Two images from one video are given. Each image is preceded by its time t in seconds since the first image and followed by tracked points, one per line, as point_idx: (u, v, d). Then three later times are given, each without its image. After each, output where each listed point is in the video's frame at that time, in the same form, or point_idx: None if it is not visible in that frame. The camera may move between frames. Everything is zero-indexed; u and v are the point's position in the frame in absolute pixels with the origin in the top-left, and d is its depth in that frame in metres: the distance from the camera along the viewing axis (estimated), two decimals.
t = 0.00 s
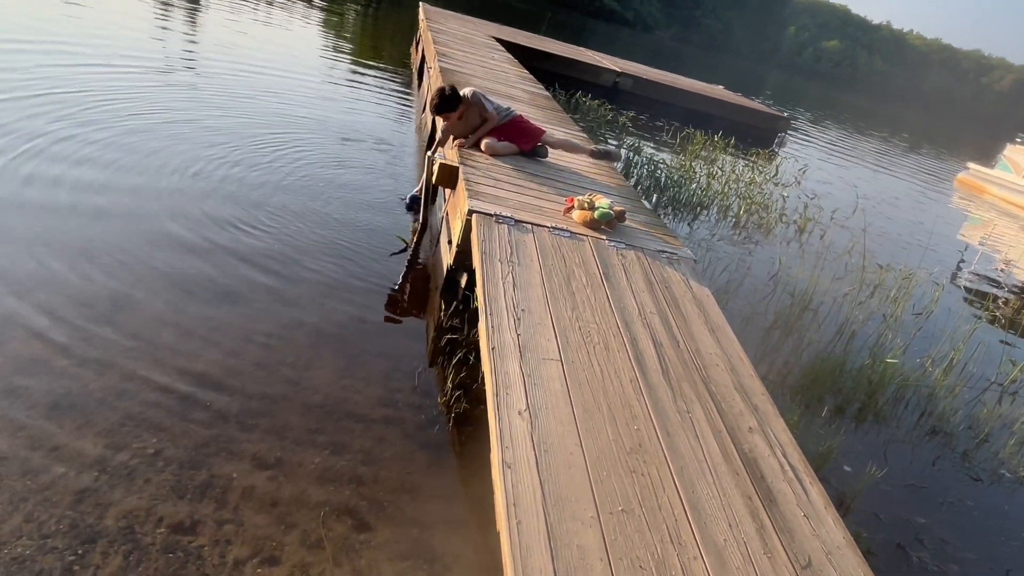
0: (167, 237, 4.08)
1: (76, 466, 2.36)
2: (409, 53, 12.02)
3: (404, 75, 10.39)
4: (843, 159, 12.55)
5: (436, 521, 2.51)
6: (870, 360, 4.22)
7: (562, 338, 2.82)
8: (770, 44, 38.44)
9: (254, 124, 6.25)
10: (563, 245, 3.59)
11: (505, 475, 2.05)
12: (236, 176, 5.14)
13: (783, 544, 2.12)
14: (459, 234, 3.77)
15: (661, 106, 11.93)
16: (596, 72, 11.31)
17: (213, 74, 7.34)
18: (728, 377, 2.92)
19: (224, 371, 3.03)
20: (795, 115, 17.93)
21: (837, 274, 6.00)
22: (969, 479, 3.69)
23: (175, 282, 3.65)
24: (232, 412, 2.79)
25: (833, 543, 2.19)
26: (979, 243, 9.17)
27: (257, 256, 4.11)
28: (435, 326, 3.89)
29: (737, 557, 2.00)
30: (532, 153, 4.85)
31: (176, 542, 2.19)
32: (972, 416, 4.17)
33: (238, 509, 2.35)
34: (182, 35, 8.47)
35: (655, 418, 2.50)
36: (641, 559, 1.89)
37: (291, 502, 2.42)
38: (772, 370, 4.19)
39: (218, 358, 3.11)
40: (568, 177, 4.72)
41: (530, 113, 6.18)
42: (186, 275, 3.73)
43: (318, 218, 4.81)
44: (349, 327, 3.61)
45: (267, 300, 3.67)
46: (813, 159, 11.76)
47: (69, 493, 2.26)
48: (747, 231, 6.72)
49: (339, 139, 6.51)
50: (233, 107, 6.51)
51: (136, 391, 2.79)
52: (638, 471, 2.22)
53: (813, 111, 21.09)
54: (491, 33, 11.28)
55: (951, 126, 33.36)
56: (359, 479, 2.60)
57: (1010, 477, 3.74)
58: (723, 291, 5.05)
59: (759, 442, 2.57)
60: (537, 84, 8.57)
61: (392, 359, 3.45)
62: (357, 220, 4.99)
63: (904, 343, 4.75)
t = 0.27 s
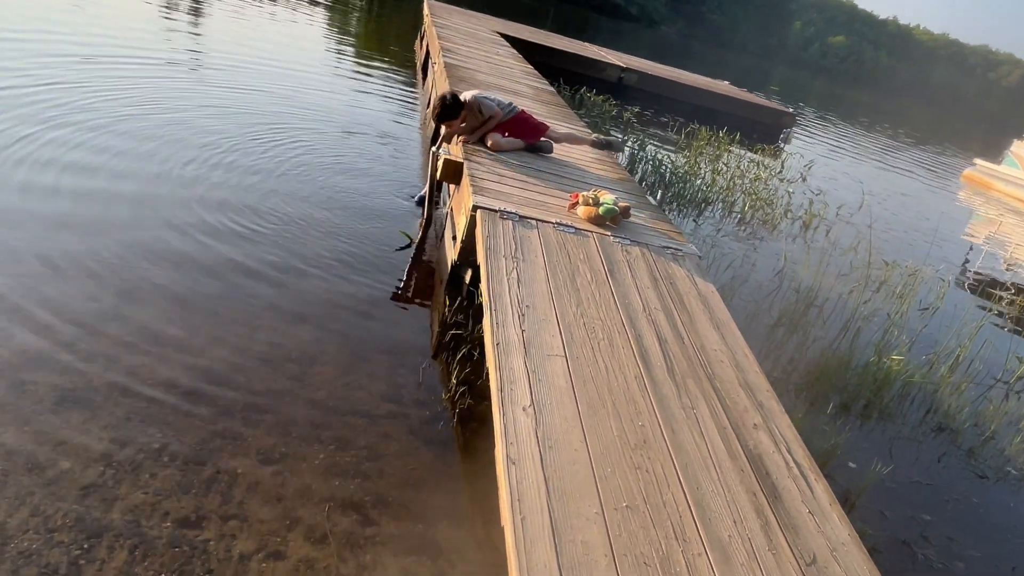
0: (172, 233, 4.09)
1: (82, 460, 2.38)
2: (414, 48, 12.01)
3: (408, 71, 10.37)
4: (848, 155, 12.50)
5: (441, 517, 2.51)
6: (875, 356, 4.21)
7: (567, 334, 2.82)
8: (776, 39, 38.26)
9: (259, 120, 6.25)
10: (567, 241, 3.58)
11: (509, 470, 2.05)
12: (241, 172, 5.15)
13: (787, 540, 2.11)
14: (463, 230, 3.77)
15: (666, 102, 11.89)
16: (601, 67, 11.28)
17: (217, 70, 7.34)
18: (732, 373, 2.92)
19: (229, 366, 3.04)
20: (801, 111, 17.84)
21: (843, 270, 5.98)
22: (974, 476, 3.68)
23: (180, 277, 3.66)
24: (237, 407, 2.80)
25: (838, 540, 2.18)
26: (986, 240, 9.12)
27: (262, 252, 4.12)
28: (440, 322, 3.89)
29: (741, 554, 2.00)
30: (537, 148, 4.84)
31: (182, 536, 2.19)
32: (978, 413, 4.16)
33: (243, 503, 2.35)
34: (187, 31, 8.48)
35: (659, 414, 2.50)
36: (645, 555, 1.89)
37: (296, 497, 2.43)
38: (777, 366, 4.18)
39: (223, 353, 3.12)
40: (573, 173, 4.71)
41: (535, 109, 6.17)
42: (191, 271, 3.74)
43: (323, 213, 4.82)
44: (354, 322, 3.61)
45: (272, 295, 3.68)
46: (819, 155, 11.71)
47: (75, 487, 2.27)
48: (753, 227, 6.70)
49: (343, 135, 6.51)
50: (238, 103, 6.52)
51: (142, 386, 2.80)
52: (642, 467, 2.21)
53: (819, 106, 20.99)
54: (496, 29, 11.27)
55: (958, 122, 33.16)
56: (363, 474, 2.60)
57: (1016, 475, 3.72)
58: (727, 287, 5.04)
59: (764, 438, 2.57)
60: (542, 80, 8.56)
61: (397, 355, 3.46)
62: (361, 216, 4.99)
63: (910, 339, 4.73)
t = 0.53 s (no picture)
0: (175, 229, 4.10)
1: (87, 454, 2.39)
2: (416, 45, 12.00)
3: (411, 67, 10.36)
4: (852, 152, 12.46)
5: (443, 512, 2.52)
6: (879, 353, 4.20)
7: (570, 331, 2.82)
8: (780, 35, 38.13)
9: (262, 116, 6.26)
10: (570, 237, 3.58)
11: (512, 466, 2.05)
12: (243, 168, 5.16)
13: (790, 537, 2.11)
14: (466, 226, 3.77)
15: (669, 98, 11.87)
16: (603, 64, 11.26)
17: (219, 66, 7.34)
18: (735, 370, 2.91)
19: (233, 362, 3.04)
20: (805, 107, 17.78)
21: (846, 266, 5.97)
22: (978, 473, 3.67)
23: (183, 273, 3.67)
24: (240, 402, 2.81)
25: (841, 537, 2.18)
26: (990, 236, 9.09)
27: (264, 248, 4.12)
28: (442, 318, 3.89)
29: (743, 550, 2.00)
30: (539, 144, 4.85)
31: (185, 530, 2.20)
32: (981, 409, 4.14)
33: (246, 498, 2.36)
34: (190, 27, 8.49)
35: (662, 410, 2.50)
36: (648, 551, 1.89)
37: (299, 492, 2.44)
38: (780, 363, 4.17)
39: (227, 348, 3.13)
40: (576, 169, 4.70)
41: (538, 106, 6.16)
42: (194, 267, 3.75)
43: (325, 209, 4.83)
44: (357, 318, 3.62)
45: (275, 291, 3.68)
46: (823, 151, 11.68)
47: (79, 482, 2.27)
48: (756, 223, 6.68)
49: (346, 131, 6.52)
50: (240, 100, 6.53)
51: (145, 381, 2.81)
52: (644, 463, 2.21)
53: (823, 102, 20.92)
54: (499, 25, 11.26)
55: (963, 118, 33.02)
56: (366, 469, 2.61)
57: (1019, 472, 3.71)
58: (730, 284, 5.03)
59: (766, 435, 2.57)
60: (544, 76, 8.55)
61: (400, 350, 3.46)
62: (364, 212, 4.99)
63: (914, 336, 4.72)
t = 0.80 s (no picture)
0: (176, 225, 4.11)
1: (88, 450, 2.39)
2: (418, 41, 11.99)
3: (412, 64, 10.35)
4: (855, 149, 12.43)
5: (444, 507, 2.52)
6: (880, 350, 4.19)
7: (571, 327, 2.82)
8: (782, 31, 38.02)
9: (263, 112, 6.26)
10: (571, 233, 3.58)
11: (512, 463, 2.06)
12: (245, 165, 5.16)
13: (790, 533, 2.11)
14: (467, 222, 3.77)
15: (671, 95, 11.85)
16: (605, 60, 11.23)
17: (221, 62, 7.34)
18: (736, 366, 2.91)
19: (234, 358, 3.05)
20: (807, 104, 17.74)
21: (848, 263, 5.96)
22: (978, 470, 3.67)
23: (184, 269, 3.67)
24: (241, 398, 2.81)
25: (841, 533, 2.18)
26: (992, 233, 9.07)
27: (265, 244, 4.13)
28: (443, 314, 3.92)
29: (743, 546, 2.00)
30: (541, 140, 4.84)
31: (186, 525, 2.21)
32: (982, 406, 4.14)
33: (247, 494, 2.37)
34: (192, 24, 8.48)
35: (663, 406, 2.50)
36: (648, 547, 1.89)
37: (300, 488, 2.44)
38: (781, 360, 4.17)
39: (228, 344, 3.13)
40: (577, 166, 4.70)
41: (539, 102, 6.15)
42: (194, 263, 3.75)
43: (326, 206, 4.83)
44: (358, 314, 3.62)
45: (275, 287, 3.69)
46: (825, 148, 11.65)
47: (81, 477, 2.28)
48: (757, 220, 6.67)
49: (347, 127, 6.51)
50: (242, 96, 6.52)
51: (146, 377, 2.81)
52: (645, 460, 2.21)
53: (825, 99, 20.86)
54: (500, 21, 11.24)
55: (966, 115, 32.93)
56: (367, 465, 2.61)
57: (1020, 469, 3.71)
58: (732, 281, 5.03)
59: (766, 431, 2.57)
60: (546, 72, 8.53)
61: (400, 347, 3.46)
62: (365, 208, 4.99)
63: (915, 333, 4.72)
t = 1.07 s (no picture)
0: (176, 223, 4.11)
1: (88, 448, 2.40)
2: (418, 39, 11.97)
3: (412, 61, 10.34)
4: (855, 146, 12.42)
5: (444, 505, 2.53)
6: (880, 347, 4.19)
7: (570, 324, 2.82)
8: (783, 28, 37.97)
9: (262, 110, 6.26)
10: (571, 231, 3.58)
11: (512, 460, 2.06)
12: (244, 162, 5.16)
13: (790, 530, 2.12)
14: (467, 220, 3.76)
15: (671, 92, 11.84)
16: (605, 58, 11.23)
17: (221, 60, 7.34)
18: (736, 364, 2.92)
19: (234, 355, 3.05)
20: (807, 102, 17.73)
21: (848, 261, 5.96)
22: (978, 467, 3.68)
23: (184, 267, 3.68)
24: (241, 396, 2.81)
25: (839, 530, 2.19)
26: (992, 231, 9.07)
27: (265, 242, 4.13)
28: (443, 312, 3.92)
29: (742, 543, 2.00)
30: (541, 138, 4.83)
31: (187, 522, 2.21)
32: (982, 403, 4.15)
33: (247, 491, 2.37)
34: (191, 21, 8.48)
35: (662, 404, 2.50)
36: (647, 544, 1.89)
37: (300, 485, 2.45)
38: (780, 357, 4.17)
39: (227, 342, 3.13)
40: (577, 164, 4.70)
41: (539, 100, 6.15)
42: (194, 261, 3.76)
43: (326, 204, 4.83)
44: (357, 312, 3.62)
45: (275, 285, 3.69)
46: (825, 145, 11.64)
47: (81, 475, 2.29)
48: (757, 218, 6.67)
49: (346, 125, 6.51)
50: (241, 94, 6.52)
51: (146, 375, 2.82)
52: (644, 457, 2.22)
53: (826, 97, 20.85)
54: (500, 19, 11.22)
55: (967, 112, 32.88)
56: (367, 463, 2.62)
57: (1019, 466, 3.72)
58: (732, 278, 5.03)
59: (765, 428, 2.57)
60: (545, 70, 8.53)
61: (400, 344, 3.47)
62: (365, 206, 4.99)
63: (915, 330, 4.72)
